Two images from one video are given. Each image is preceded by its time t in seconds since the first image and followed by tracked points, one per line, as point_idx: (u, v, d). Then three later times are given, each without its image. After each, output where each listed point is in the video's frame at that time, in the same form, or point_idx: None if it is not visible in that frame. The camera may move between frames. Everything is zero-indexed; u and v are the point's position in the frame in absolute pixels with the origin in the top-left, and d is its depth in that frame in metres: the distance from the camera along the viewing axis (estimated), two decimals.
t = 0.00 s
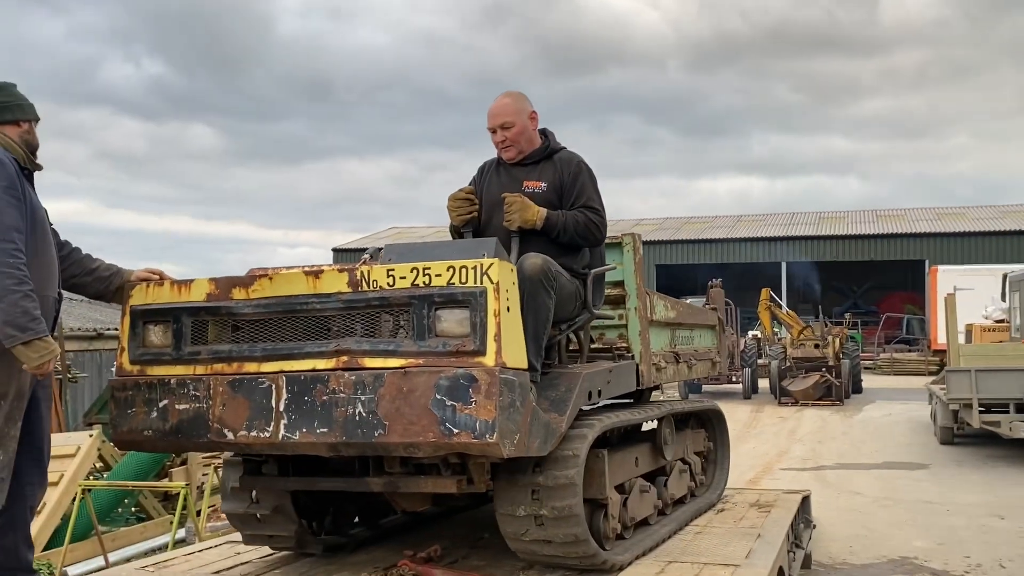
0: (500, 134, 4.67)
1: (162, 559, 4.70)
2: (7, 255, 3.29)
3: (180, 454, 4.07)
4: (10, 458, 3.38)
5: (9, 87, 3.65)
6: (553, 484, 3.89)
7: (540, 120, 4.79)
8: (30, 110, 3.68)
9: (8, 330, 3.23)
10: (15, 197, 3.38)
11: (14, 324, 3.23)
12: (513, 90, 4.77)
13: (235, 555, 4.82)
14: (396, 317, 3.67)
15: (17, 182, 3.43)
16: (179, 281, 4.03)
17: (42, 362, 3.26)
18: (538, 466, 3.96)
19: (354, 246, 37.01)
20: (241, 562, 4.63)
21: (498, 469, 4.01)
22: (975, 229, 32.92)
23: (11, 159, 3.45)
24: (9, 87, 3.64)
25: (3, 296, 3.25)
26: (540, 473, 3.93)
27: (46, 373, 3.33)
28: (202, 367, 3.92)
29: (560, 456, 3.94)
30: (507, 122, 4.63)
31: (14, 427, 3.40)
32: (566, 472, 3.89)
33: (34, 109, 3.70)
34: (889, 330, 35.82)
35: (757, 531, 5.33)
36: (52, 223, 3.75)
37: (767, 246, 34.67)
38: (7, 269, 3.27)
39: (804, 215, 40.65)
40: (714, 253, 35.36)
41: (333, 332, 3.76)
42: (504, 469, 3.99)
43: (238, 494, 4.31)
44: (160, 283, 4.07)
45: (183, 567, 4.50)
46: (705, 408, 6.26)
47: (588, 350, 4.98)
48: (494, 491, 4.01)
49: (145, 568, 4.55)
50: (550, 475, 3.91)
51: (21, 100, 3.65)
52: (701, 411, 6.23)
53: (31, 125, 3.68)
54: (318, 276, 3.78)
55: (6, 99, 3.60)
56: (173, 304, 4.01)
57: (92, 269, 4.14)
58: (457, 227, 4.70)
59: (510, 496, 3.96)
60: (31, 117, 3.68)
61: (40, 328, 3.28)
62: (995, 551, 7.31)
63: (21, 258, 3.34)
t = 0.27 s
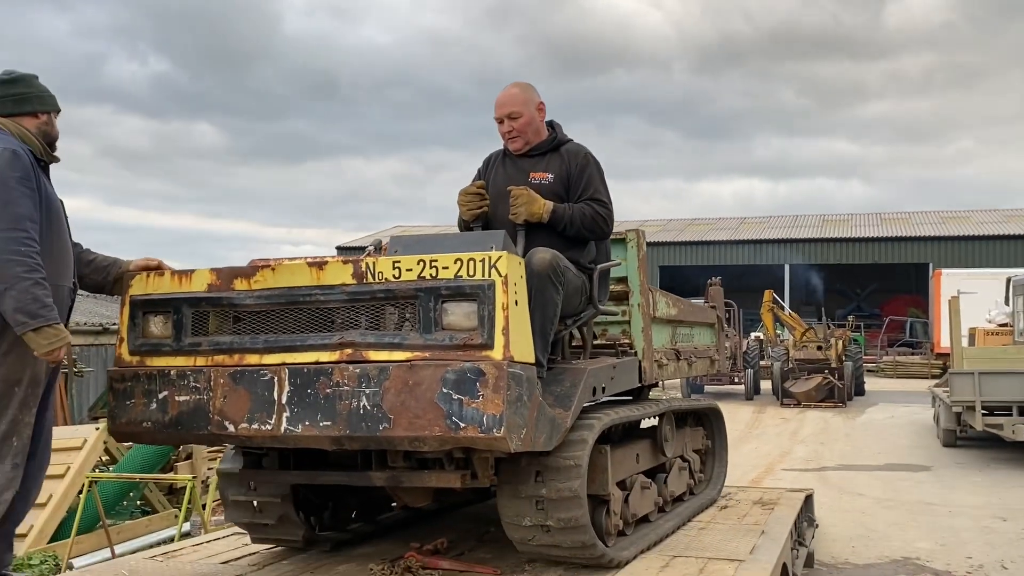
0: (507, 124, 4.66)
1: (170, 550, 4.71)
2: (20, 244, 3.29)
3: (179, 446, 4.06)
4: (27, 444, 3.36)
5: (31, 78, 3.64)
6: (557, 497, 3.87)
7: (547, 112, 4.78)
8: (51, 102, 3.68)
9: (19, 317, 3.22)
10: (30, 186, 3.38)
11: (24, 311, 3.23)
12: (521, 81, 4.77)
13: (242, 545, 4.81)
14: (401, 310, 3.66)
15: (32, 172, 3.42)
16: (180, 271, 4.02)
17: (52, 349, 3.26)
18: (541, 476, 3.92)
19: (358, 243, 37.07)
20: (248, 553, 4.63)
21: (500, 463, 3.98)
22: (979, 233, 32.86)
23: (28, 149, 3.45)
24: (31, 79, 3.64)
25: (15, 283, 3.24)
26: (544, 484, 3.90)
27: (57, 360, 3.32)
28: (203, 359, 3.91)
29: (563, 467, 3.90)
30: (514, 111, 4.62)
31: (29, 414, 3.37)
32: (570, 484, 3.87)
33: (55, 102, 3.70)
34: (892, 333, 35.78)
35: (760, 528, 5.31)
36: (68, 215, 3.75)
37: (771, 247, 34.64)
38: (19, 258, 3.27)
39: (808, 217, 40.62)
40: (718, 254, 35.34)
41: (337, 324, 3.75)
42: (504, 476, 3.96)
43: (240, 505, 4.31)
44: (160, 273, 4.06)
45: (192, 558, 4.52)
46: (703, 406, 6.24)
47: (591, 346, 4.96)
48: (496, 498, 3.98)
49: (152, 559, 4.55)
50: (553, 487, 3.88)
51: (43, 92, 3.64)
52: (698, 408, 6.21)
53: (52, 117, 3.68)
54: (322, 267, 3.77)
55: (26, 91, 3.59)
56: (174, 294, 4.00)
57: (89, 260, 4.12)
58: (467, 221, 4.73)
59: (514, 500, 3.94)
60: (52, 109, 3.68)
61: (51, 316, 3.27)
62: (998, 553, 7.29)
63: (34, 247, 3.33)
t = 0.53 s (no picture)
0: (513, 127, 4.66)
1: (178, 550, 4.71)
2: (34, 250, 3.29)
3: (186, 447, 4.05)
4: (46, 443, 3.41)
5: (56, 82, 3.66)
6: (564, 507, 3.85)
7: (554, 115, 4.77)
8: (75, 107, 3.69)
9: (30, 322, 3.23)
10: (46, 193, 3.38)
11: (35, 318, 3.24)
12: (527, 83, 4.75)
13: (251, 546, 4.82)
14: (409, 313, 3.66)
15: (49, 178, 3.43)
16: (187, 273, 4.02)
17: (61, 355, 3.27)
18: (547, 485, 3.89)
19: (363, 245, 37.09)
20: (257, 553, 4.63)
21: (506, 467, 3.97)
22: (985, 239, 32.77)
23: (45, 154, 3.45)
24: (57, 82, 3.65)
25: (27, 289, 3.25)
26: (550, 496, 3.88)
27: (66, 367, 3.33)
28: (210, 360, 3.91)
29: (568, 477, 3.87)
30: (521, 115, 4.61)
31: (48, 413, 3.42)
32: (577, 496, 3.85)
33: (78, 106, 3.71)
34: (897, 339, 35.69)
35: (767, 533, 5.30)
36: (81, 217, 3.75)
37: (776, 252, 34.58)
38: (32, 264, 3.27)
39: (814, 223, 40.56)
40: (723, 259, 35.29)
41: (345, 326, 3.75)
42: (507, 485, 3.94)
43: (245, 507, 4.32)
44: (168, 274, 4.06)
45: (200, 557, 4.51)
46: (709, 411, 6.21)
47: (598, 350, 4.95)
48: (503, 506, 3.97)
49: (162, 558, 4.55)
50: (559, 498, 3.86)
51: (67, 97, 3.66)
52: (704, 413, 6.17)
53: (74, 122, 3.69)
54: (329, 269, 3.76)
55: (50, 95, 3.61)
56: (182, 296, 4.00)
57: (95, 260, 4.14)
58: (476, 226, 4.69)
59: (520, 507, 3.93)
60: (75, 114, 3.70)
61: (61, 322, 3.29)
62: (1003, 560, 7.26)
63: (46, 254, 3.34)
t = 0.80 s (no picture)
0: (525, 146, 4.67)
1: (185, 562, 4.72)
2: (40, 264, 3.29)
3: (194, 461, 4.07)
4: (32, 460, 3.31)
5: (59, 92, 3.62)
6: (570, 527, 3.87)
7: (564, 135, 4.80)
8: (78, 117, 3.66)
9: (38, 337, 3.24)
10: (50, 205, 3.37)
11: (43, 332, 3.25)
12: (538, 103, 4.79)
13: (257, 558, 4.83)
14: (419, 330, 3.67)
15: (53, 189, 3.41)
16: (199, 287, 4.04)
17: (70, 368, 3.28)
18: (553, 503, 3.91)
19: (368, 251, 37.14)
20: (263, 566, 4.65)
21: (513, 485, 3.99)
22: (991, 251, 32.73)
23: (49, 166, 3.44)
24: (60, 93, 3.61)
25: (34, 304, 3.26)
26: (557, 514, 3.89)
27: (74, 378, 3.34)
28: (220, 375, 3.93)
29: (576, 497, 3.89)
30: (533, 134, 4.64)
31: (39, 430, 3.34)
32: (584, 515, 3.86)
33: (80, 116, 3.67)
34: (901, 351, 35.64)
35: (772, 550, 5.30)
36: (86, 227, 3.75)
37: (781, 263, 34.56)
38: (39, 278, 3.28)
39: (819, 233, 40.54)
40: (728, 268, 35.28)
41: (355, 342, 3.76)
42: (515, 503, 3.95)
43: (252, 520, 4.32)
44: (179, 288, 4.08)
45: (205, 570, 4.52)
46: (715, 426, 6.21)
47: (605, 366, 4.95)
48: (510, 524, 3.98)
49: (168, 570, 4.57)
50: (566, 517, 3.88)
51: (70, 107, 3.62)
52: (711, 429, 6.17)
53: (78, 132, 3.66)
54: (340, 285, 3.78)
55: (53, 106, 3.57)
56: (193, 310, 4.01)
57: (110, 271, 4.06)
58: (480, 238, 4.73)
59: (527, 525, 3.94)
60: (78, 124, 3.66)
61: (68, 336, 3.29)
62: None
63: (52, 266, 3.34)
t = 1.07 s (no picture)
0: (530, 154, 4.66)
1: (186, 568, 4.71)
2: (40, 260, 3.25)
3: (195, 468, 4.06)
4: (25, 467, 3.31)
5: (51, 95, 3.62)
6: (576, 539, 3.87)
7: (570, 142, 4.80)
8: (71, 120, 3.65)
9: (33, 335, 3.19)
10: (50, 202, 3.34)
11: (39, 329, 3.20)
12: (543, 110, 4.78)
13: (258, 566, 4.83)
14: (425, 338, 3.67)
15: (53, 186, 3.38)
16: (201, 293, 4.03)
17: (60, 372, 3.21)
18: (558, 515, 3.91)
19: (370, 255, 37.12)
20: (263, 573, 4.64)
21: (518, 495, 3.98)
22: (993, 259, 32.69)
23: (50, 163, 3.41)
24: (52, 95, 3.61)
25: (32, 300, 3.22)
26: (561, 526, 3.90)
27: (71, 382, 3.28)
28: (222, 382, 3.92)
29: (581, 509, 3.89)
30: (538, 141, 4.63)
31: (30, 435, 3.32)
32: (589, 527, 3.87)
33: (74, 119, 3.67)
34: (903, 358, 35.60)
35: (775, 560, 5.28)
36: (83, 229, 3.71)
37: (783, 269, 34.52)
38: (39, 274, 3.24)
39: (821, 239, 40.53)
40: (730, 274, 35.25)
41: (360, 350, 3.76)
42: (519, 513, 3.95)
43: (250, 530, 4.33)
44: (182, 295, 4.07)
45: None
46: (715, 434, 6.19)
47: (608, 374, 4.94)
48: (513, 534, 3.99)
49: None
50: (571, 529, 3.89)
51: (63, 110, 3.62)
52: (710, 437, 6.16)
53: (71, 135, 3.65)
54: (346, 293, 3.78)
55: (46, 108, 3.57)
56: (195, 316, 4.00)
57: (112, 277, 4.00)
58: (484, 246, 4.73)
59: (531, 535, 3.94)
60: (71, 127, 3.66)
61: (63, 336, 3.24)
62: None
63: (52, 264, 3.30)
